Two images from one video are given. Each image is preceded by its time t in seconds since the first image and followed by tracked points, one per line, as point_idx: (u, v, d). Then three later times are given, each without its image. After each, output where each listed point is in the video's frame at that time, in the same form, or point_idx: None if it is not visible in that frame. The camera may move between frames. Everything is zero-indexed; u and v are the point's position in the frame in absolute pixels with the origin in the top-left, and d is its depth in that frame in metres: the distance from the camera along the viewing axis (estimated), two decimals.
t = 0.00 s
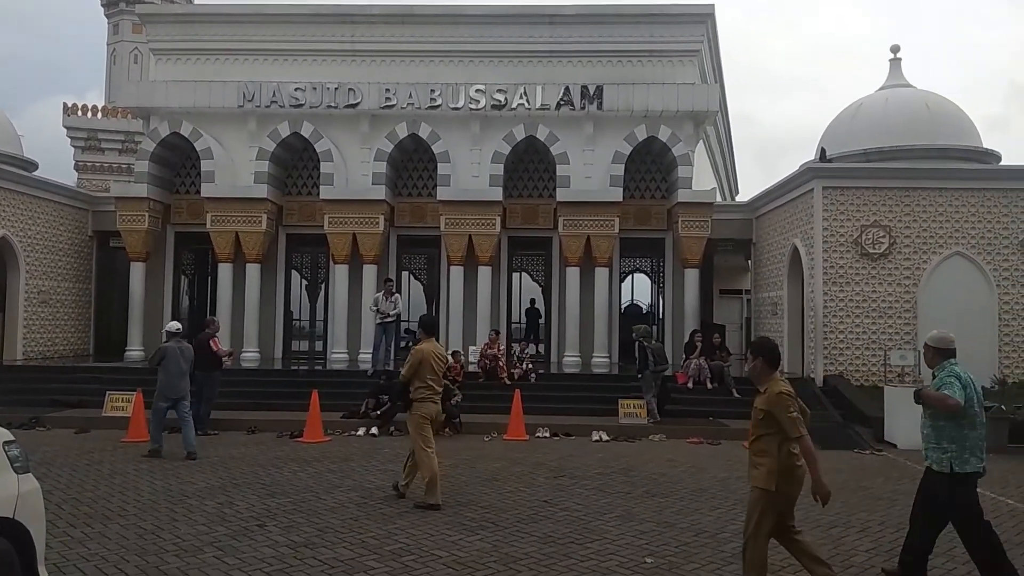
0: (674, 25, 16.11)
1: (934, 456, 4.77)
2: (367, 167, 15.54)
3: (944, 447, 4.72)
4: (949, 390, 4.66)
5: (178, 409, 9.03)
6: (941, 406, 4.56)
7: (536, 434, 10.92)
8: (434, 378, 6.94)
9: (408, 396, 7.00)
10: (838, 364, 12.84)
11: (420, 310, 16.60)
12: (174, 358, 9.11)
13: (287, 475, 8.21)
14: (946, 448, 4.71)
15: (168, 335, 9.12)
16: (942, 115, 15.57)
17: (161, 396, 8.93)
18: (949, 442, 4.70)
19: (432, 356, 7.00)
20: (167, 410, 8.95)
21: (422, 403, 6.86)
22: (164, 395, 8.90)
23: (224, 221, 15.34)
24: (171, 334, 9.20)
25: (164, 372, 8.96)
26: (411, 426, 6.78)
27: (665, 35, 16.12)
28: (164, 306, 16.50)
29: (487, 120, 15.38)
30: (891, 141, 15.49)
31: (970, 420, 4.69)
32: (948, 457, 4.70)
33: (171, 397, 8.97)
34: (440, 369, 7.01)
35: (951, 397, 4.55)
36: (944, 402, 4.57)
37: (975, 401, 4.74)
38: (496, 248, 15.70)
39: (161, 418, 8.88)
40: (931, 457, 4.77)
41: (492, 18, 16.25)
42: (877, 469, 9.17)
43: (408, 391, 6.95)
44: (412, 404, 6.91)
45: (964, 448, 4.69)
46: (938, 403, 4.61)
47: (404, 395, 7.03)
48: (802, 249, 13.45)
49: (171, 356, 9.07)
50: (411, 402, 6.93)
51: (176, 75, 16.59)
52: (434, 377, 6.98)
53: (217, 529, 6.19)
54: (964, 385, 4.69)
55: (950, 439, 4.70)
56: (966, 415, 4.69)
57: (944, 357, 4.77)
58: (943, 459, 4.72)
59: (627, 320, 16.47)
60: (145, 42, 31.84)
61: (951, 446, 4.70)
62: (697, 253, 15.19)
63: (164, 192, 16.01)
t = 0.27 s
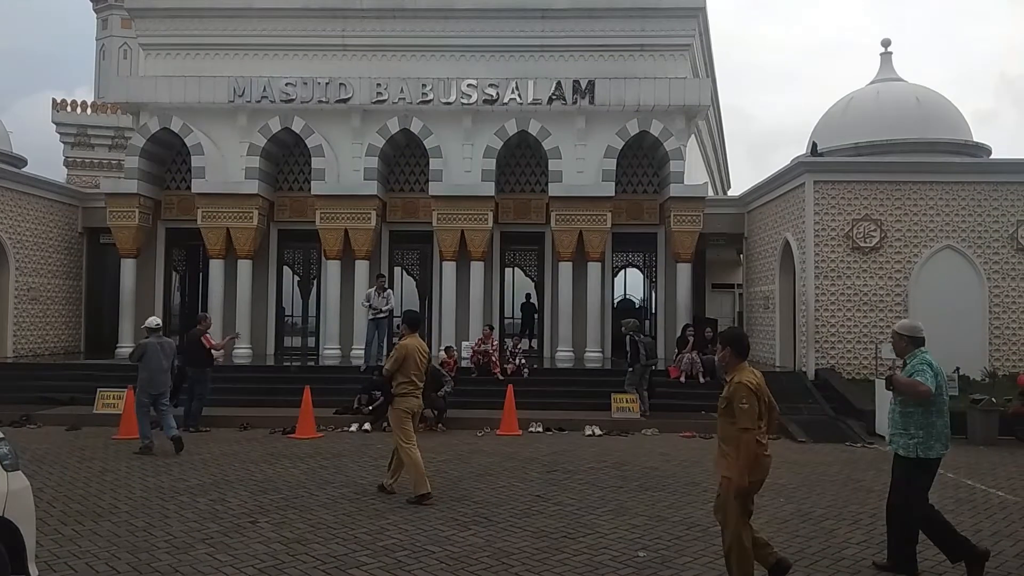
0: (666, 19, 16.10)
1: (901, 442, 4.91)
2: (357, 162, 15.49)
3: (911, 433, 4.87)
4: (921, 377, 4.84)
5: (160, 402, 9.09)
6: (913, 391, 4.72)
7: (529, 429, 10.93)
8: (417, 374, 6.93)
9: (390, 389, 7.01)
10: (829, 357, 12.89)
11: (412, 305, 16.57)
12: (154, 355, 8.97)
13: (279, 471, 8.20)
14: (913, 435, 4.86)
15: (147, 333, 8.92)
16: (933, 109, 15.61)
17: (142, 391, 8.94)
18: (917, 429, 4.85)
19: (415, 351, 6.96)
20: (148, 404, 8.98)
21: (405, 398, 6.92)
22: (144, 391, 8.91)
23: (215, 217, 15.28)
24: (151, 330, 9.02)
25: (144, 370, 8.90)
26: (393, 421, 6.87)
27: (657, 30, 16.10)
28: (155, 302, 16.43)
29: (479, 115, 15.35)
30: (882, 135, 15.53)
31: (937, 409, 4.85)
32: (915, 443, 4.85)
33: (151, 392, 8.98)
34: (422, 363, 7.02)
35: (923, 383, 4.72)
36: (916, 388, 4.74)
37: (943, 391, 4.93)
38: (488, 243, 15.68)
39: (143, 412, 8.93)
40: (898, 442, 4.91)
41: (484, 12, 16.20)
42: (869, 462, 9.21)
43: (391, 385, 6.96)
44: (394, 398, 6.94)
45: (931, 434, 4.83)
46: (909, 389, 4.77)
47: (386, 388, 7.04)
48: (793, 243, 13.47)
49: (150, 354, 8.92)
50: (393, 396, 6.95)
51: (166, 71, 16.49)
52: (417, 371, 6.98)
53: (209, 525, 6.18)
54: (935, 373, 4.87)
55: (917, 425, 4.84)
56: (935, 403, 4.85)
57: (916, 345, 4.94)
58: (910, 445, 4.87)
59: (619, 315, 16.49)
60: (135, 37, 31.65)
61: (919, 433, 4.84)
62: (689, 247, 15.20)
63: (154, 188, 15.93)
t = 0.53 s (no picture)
0: (654, 16, 16.12)
1: (868, 433, 5.00)
2: (346, 160, 15.31)
3: (878, 425, 4.97)
4: (890, 370, 4.94)
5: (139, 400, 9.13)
6: (882, 384, 4.85)
7: (517, 426, 10.94)
8: (394, 368, 7.02)
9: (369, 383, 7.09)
10: (815, 354, 12.97)
11: (401, 303, 16.55)
12: (132, 351, 9.07)
13: (266, 469, 8.18)
14: (880, 426, 4.95)
15: (124, 328, 9.04)
16: (918, 106, 15.70)
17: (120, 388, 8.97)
18: (884, 420, 4.94)
19: (392, 346, 7.05)
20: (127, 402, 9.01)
21: (383, 393, 7.00)
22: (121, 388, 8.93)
23: (201, 214, 15.19)
24: (128, 326, 9.13)
25: (121, 366, 8.96)
26: (368, 414, 6.98)
27: (645, 27, 16.12)
28: (141, 301, 16.33)
29: (467, 112, 15.32)
30: (868, 132, 15.62)
31: (905, 401, 4.95)
32: (882, 434, 4.95)
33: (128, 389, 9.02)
34: (401, 358, 7.11)
35: (892, 376, 4.86)
36: (885, 380, 4.87)
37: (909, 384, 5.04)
38: (476, 240, 15.67)
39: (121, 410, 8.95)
40: (865, 434, 5.00)
41: (472, 9, 16.17)
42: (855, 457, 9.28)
43: (369, 380, 7.05)
44: (372, 393, 7.02)
45: (897, 426, 4.93)
46: (878, 381, 4.88)
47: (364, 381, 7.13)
48: (780, 240, 13.54)
49: (127, 349, 9.03)
50: (371, 391, 7.04)
51: (151, 67, 16.37)
52: (396, 366, 7.07)
53: (195, 524, 6.15)
54: (902, 366, 4.99)
55: (885, 417, 4.94)
56: (902, 396, 4.95)
57: (882, 339, 5.07)
58: (877, 437, 4.96)
59: (608, 312, 16.54)
60: (120, 33, 31.43)
61: (886, 424, 4.94)
62: (677, 244, 15.24)
63: (140, 185, 15.82)
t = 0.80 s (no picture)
0: (638, 12, 16.14)
1: (831, 428, 5.06)
2: (329, 154, 15.33)
3: (841, 420, 5.02)
4: (853, 367, 4.98)
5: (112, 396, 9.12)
6: (847, 382, 4.89)
7: (501, 422, 10.94)
8: (366, 361, 7.04)
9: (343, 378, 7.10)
10: (798, 350, 13.06)
11: (385, 299, 16.50)
12: (105, 347, 9.13)
13: (248, 465, 8.13)
14: (843, 422, 5.01)
15: (98, 325, 9.11)
16: (900, 103, 15.83)
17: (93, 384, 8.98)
18: (847, 416, 5.00)
19: (364, 338, 7.09)
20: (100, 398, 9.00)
21: (358, 387, 7.01)
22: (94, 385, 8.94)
23: (183, 209, 15.06)
24: (103, 322, 9.20)
25: (94, 361, 9.00)
26: (339, 406, 7.02)
27: (630, 23, 16.13)
28: (122, 296, 16.17)
29: (451, 107, 15.27)
30: (850, 129, 15.72)
31: (868, 398, 5.00)
32: (844, 430, 5.01)
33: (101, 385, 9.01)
34: (377, 355, 7.18)
35: (857, 375, 4.90)
36: (848, 378, 4.91)
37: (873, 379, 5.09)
38: (461, 236, 15.65)
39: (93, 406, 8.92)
40: (828, 430, 5.06)
41: (457, 3, 16.12)
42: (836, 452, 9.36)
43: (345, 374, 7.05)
44: (347, 388, 7.03)
45: (860, 421, 4.99)
46: (841, 378, 4.92)
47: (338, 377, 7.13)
48: (763, 237, 13.62)
49: (101, 345, 9.09)
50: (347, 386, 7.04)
51: (132, 60, 16.19)
52: (372, 362, 7.12)
53: (176, 521, 6.11)
54: (865, 364, 5.03)
55: (848, 413, 4.99)
56: (866, 392, 5.00)
57: (844, 336, 5.10)
58: (839, 432, 5.02)
59: (592, 307, 16.57)
60: (101, 25, 31.09)
61: (849, 420, 5.00)
62: (661, 240, 15.28)
63: (120, 179, 15.67)
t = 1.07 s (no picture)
0: (625, 11, 16.16)
1: (793, 429, 5.10)
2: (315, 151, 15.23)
3: (803, 421, 5.06)
4: (813, 368, 5.03)
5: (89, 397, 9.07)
6: (808, 383, 4.94)
7: (487, 420, 10.93)
8: (338, 359, 6.96)
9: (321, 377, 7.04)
10: (783, 347, 13.14)
11: (372, 296, 16.45)
12: (83, 347, 9.06)
13: (232, 464, 8.08)
14: (805, 423, 5.04)
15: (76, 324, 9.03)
16: (884, 103, 15.94)
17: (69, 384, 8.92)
18: (808, 417, 5.03)
19: (335, 336, 7.02)
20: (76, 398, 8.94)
21: (336, 387, 6.98)
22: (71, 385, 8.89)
23: (167, 205, 14.95)
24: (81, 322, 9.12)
25: (70, 361, 8.94)
26: (316, 405, 6.99)
27: (616, 21, 16.16)
28: (106, 293, 16.04)
29: (438, 105, 15.23)
30: (835, 129, 15.82)
31: (830, 399, 5.03)
32: (806, 430, 5.04)
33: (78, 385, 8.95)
34: (355, 353, 7.14)
35: (817, 376, 4.94)
36: (806, 379, 4.96)
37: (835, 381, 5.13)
38: (448, 234, 15.63)
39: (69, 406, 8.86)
40: (791, 430, 5.10)
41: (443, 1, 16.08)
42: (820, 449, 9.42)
43: (323, 374, 7.00)
44: (325, 387, 6.98)
45: (821, 422, 5.02)
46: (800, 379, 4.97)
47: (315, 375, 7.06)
48: (748, 235, 13.68)
49: (78, 345, 9.01)
50: (325, 385, 6.99)
51: (115, 56, 16.04)
52: (350, 361, 7.08)
53: (159, 520, 6.07)
54: (827, 365, 5.08)
55: (809, 414, 5.02)
56: (828, 393, 5.03)
57: (807, 337, 5.14)
58: (801, 432, 5.07)
59: (579, 305, 16.60)
60: (84, 20, 30.81)
61: (810, 421, 5.03)
62: (647, 238, 15.31)
63: (104, 175, 15.53)
